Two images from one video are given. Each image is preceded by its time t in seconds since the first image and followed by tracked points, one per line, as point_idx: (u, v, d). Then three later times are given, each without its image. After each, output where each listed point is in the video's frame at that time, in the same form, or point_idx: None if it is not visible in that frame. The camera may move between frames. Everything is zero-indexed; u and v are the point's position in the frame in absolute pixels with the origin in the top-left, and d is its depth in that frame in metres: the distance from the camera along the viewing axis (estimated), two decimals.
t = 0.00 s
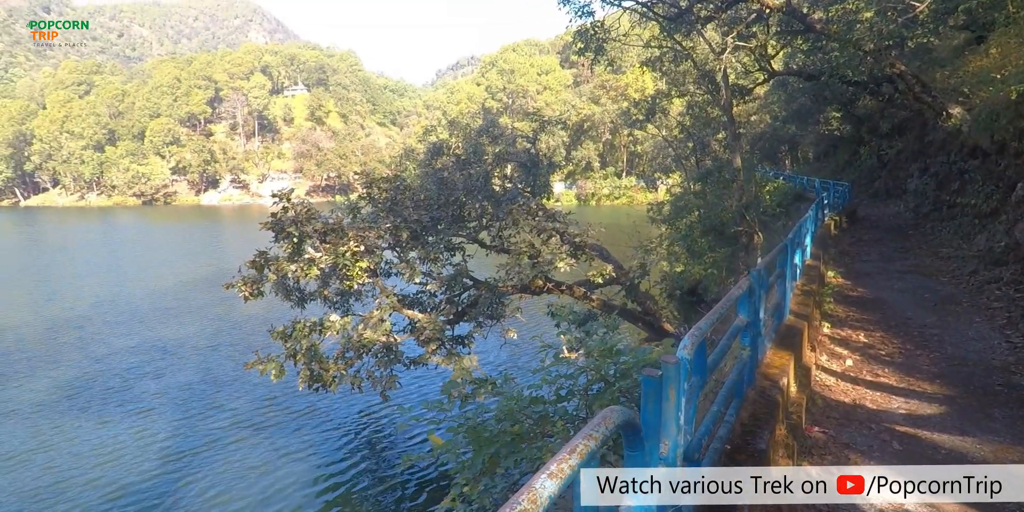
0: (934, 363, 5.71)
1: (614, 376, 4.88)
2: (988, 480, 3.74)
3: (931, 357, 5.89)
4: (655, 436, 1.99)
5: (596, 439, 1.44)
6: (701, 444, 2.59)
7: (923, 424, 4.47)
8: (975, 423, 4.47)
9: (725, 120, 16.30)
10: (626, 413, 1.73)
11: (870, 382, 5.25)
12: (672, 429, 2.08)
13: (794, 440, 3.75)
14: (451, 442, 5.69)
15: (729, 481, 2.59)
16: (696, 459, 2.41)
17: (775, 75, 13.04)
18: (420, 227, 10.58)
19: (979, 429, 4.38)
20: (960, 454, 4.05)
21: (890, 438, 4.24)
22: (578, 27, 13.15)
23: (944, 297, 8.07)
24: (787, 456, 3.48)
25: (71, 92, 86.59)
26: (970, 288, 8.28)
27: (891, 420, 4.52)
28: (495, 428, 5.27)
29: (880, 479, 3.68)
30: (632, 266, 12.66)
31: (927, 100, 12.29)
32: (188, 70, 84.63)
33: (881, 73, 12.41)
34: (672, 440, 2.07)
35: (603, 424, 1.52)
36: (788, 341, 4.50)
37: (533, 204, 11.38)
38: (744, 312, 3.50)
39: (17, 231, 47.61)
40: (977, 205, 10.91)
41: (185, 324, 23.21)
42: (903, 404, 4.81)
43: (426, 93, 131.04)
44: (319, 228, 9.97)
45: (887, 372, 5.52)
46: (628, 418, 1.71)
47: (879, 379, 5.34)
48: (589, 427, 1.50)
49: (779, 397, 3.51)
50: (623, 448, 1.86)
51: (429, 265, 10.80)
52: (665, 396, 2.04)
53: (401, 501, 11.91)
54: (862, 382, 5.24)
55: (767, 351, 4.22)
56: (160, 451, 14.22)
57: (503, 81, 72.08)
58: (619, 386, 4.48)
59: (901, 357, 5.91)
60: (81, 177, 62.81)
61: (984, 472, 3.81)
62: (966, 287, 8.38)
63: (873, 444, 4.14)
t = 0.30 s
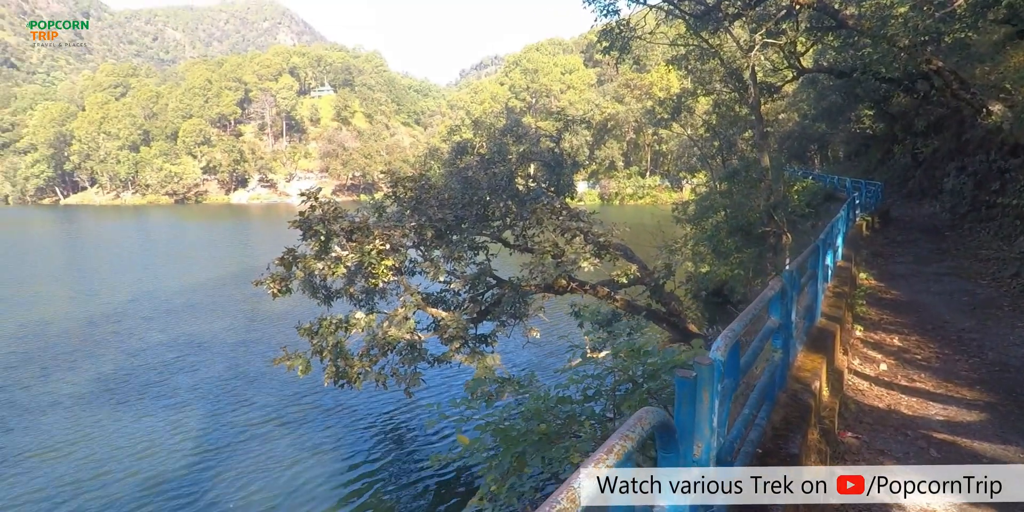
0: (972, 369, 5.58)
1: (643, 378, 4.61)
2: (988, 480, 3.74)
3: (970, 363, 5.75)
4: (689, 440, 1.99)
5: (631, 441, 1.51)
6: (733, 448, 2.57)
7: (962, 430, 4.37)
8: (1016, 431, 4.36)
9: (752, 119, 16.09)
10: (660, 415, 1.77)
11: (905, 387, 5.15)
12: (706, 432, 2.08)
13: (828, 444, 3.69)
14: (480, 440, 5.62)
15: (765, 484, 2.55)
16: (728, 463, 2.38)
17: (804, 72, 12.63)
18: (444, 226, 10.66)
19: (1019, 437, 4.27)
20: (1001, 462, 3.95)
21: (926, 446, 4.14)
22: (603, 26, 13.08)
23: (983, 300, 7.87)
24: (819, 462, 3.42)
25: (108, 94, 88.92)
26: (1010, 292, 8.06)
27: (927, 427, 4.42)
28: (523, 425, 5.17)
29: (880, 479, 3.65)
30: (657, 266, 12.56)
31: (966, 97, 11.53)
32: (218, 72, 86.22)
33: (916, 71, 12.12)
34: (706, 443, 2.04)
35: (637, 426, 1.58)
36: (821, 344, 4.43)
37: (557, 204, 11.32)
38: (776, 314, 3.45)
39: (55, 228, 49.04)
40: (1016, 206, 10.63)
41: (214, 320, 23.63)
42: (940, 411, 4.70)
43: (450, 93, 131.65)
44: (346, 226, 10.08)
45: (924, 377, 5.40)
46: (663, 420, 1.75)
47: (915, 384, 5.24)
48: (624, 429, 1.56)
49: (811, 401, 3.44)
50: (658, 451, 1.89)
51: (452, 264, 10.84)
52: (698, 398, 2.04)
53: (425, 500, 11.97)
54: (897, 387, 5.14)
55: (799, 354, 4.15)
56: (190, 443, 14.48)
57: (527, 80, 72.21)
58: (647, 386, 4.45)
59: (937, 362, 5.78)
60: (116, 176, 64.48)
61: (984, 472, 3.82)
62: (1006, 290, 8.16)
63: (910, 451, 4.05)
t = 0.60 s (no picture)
0: (1010, 375, 5.42)
1: (668, 380, 4.57)
2: (989, 480, 3.73)
3: (1007, 369, 5.59)
4: (719, 443, 1.97)
5: (663, 443, 1.52)
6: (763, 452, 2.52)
7: (1000, 439, 4.25)
8: None
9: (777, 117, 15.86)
10: (692, 416, 1.77)
11: (939, 393, 5.03)
12: (736, 436, 2.05)
13: (858, 451, 3.61)
14: (502, 439, 5.60)
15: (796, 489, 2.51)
16: (758, 467, 2.35)
17: (831, 70, 12.39)
18: (465, 226, 10.67)
19: None
20: None
21: (962, 454, 4.04)
22: (626, 25, 12.99)
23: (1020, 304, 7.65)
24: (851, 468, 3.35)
25: (138, 95, 90.94)
26: None
27: (963, 435, 4.30)
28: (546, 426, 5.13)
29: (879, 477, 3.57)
30: (680, 267, 12.45)
31: (1004, 94, 11.31)
32: (243, 73, 87.53)
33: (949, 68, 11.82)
34: (736, 446, 2.01)
35: (670, 428, 1.59)
36: (852, 348, 4.34)
37: (578, 203, 11.26)
38: (806, 316, 3.38)
39: (86, 226, 50.18)
40: None
41: (238, 317, 23.98)
42: (976, 419, 4.57)
43: (471, 93, 132.13)
44: (368, 225, 10.14)
45: (957, 383, 5.27)
46: (695, 422, 1.75)
47: (949, 391, 5.11)
48: (656, 430, 1.57)
49: (841, 406, 3.38)
50: (688, 453, 1.89)
51: (472, 264, 10.86)
52: (728, 400, 2.01)
53: (444, 499, 12.00)
54: (930, 394, 5.02)
55: (828, 357, 4.06)
56: (215, 437, 14.68)
57: (548, 80, 72.12)
58: (672, 389, 4.40)
59: (973, 368, 5.63)
60: (145, 176, 65.88)
61: (986, 472, 3.80)
62: None
63: (944, 459, 3.95)
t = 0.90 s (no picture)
0: None
1: (692, 381, 4.52)
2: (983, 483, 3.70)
3: None
4: (746, 446, 1.94)
5: (692, 445, 1.51)
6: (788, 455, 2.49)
7: None
8: None
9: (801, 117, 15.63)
10: (720, 419, 1.76)
11: (969, 398, 4.91)
12: (762, 438, 2.03)
13: (886, 456, 3.55)
14: (522, 439, 5.59)
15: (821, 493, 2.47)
16: (784, 471, 2.32)
17: (858, 68, 12.14)
18: (485, 225, 10.69)
19: None
20: None
21: (993, 461, 3.94)
22: (647, 24, 12.91)
23: None
24: (878, 474, 3.29)
25: (164, 96, 92.63)
26: None
27: (994, 441, 4.20)
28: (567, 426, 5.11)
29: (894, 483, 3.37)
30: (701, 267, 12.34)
31: None
32: (266, 73, 88.60)
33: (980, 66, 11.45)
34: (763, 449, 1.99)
35: (697, 429, 1.59)
36: (879, 350, 4.26)
37: (598, 203, 11.20)
38: (833, 317, 3.31)
39: (113, 224, 51.28)
40: None
41: (260, 314, 24.28)
42: (1007, 424, 4.46)
43: (491, 93, 132.42)
44: (388, 224, 10.21)
45: (989, 388, 5.14)
46: (723, 424, 1.75)
47: (980, 396, 4.99)
48: (684, 432, 1.56)
49: (868, 410, 3.32)
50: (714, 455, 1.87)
51: (492, 263, 10.89)
52: (755, 402, 1.99)
53: (463, 499, 12.05)
54: (961, 399, 4.91)
55: (854, 360, 3.99)
56: (236, 434, 14.85)
57: (568, 80, 71.95)
58: (694, 391, 4.34)
59: (1004, 373, 5.49)
60: (171, 175, 67.05)
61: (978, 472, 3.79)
62: None
63: (975, 466, 3.87)
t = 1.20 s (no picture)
0: None
1: (712, 382, 4.47)
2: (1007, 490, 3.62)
3: None
4: (770, 447, 1.92)
5: (717, 445, 1.50)
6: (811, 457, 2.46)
7: None
8: None
9: (821, 116, 15.44)
10: (745, 420, 1.74)
11: (994, 402, 4.82)
12: (785, 440, 2.01)
13: (910, 459, 3.49)
14: (540, 438, 5.57)
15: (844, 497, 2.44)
16: (807, 473, 2.30)
17: (881, 66, 11.94)
18: (502, 224, 10.71)
19: None
20: None
21: (1021, 465, 3.86)
22: (667, 23, 12.83)
23: None
24: (902, 477, 3.24)
25: (187, 95, 93.87)
26: None
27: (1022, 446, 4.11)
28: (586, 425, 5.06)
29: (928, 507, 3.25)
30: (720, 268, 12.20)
31: None
32: (287, 72, 89.54)
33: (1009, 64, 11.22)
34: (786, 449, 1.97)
35: (723, 429, 1.58)
36: (903, 351, 4.19)
37: (617, 202, 11.14)
38: (857, 318, 3.26)
39: (137, 222, 52.12)
40: None
41: (280, 311, 24.53)
42: None
43: (508, 92, 132.68)
44: (407, 223, 10.27)
45: (1017, 391, 5.03)
46: (748, 425, 1.73)
47: (1008, 399, 4.88)
48: (709, 432, 1.55)
49: (892, 412, 3.26)
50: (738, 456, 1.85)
51: (509, 262, 10.92)
52: (779, 404, 1.97)
53: (480, 498, 12.09)
54: (986, 402, 4.81)
55: (878, 362, 3.93)
56: (257, 431, 15.00)
57: (586, 79, 71.95)
58: (715, 392, 4.30)
59: None
60: (192, 173, 67.96)
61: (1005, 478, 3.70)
62: None
63: (1002, 471, 3.79)
